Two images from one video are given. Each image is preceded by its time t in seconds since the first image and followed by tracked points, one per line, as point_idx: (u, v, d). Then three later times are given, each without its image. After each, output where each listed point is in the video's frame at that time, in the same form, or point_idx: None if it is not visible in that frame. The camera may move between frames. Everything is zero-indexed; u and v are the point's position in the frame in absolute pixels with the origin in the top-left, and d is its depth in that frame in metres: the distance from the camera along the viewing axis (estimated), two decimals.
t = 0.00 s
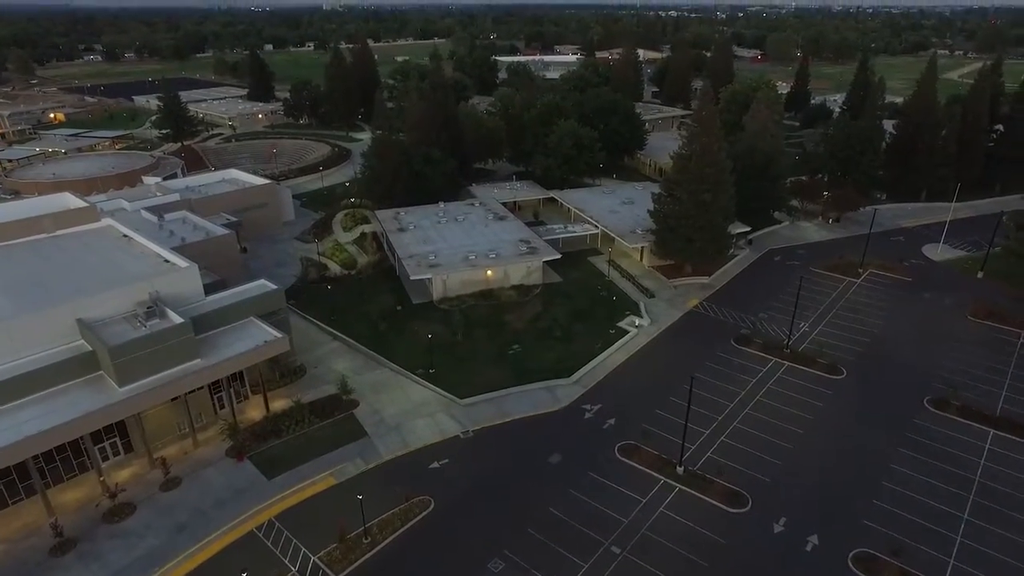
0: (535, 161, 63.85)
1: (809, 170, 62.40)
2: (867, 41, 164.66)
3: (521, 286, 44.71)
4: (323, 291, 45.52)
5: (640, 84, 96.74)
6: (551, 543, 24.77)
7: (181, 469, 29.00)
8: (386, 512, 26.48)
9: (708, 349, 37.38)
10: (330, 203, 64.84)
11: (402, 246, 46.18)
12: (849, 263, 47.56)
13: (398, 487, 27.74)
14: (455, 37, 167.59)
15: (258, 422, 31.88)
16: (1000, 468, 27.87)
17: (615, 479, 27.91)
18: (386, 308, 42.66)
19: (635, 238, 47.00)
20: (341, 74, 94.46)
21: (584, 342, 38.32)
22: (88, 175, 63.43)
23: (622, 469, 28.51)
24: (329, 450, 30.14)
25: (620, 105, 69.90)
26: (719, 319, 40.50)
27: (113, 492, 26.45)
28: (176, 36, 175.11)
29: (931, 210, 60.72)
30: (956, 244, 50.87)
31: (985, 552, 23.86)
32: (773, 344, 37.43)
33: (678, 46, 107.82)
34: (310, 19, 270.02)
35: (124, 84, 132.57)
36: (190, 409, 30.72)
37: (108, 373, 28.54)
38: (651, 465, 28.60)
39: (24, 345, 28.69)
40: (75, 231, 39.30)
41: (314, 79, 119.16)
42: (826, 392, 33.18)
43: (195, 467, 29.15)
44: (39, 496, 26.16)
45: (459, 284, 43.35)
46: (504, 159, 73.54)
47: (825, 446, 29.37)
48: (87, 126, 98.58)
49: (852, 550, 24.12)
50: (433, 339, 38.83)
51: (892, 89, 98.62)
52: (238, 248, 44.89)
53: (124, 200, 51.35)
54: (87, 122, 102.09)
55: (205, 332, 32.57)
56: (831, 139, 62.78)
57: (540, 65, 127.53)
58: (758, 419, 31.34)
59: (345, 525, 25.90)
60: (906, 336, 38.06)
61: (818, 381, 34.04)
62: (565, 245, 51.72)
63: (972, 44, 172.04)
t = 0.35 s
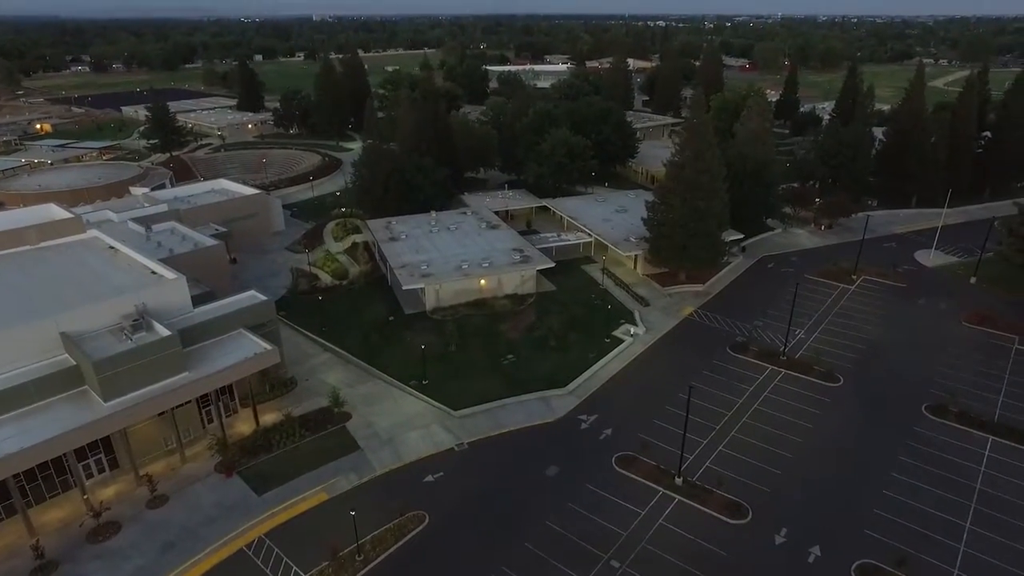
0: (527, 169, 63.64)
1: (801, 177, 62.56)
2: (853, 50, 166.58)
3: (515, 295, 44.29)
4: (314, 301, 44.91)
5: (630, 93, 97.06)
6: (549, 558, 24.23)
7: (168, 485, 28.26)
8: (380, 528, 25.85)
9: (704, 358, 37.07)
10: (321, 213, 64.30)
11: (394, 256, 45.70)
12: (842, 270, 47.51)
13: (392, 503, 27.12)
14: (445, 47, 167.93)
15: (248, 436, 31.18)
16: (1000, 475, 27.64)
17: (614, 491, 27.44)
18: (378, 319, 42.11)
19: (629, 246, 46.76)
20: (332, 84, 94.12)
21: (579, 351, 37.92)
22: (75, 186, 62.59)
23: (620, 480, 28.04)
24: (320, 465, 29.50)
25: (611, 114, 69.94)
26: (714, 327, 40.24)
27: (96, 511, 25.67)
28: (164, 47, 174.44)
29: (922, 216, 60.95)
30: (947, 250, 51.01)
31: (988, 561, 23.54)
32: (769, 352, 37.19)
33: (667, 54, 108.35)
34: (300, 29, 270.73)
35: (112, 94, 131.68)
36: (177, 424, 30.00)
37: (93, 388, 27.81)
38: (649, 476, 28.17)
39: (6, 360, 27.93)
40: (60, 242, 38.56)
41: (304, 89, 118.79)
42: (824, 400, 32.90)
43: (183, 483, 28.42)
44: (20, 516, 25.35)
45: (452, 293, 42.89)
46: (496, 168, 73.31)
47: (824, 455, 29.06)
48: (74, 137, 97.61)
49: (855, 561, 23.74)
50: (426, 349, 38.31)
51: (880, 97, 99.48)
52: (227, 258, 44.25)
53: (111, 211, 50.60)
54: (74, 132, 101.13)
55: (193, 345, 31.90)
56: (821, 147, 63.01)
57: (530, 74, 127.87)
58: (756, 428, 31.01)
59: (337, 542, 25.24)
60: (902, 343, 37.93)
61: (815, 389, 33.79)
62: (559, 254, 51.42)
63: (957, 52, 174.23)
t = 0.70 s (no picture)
0: (527, 178, 63.39)
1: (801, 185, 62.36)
2: (849, 59, 167.38)
3: (515, 304, 43.84)
4: (313, 311, 44.40)
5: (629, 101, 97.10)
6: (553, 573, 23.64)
7: (162, 499, 27.66)
8: (379, 543, 25.25)
9: (707, 367, 36.61)
10: (319, 222, 63.92)
11: (393, 265, 45.28)
12: (845, 278, 47.17)
13: (392, 517, 26.54)
14: (444, 56, 168.26)
15: (245, 448, 30.61)
16: (1011, 487, 27.14)
17: (618, 504, 26.88)
18: (377, 328, 41.64)
19: (630, 255, 46.36)
20: (330, 93, 94.00)
21: (581, 360, 37.43)
22: (71, 195, 62.16)
23: (624, 493, 27.49)
24: (318, 478, 28.91)
25: (610, 122, 69.77)
26: (717, 336, 39.81)
27: (88, 527, 25.05)
28: (163, 57, 174.60)
29: (923, 224, 60.68)
30: (950, 257, 50.72)
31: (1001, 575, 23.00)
32: (773, 361, 36.74)
33: (666, 63, 108.44)
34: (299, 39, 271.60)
35: (110, 104, 131.60)
36: (172, 436, 29.43)
37: (86, 400, 27.26)
38: (654, 488, 27.62)
39: None
40: (55, 251, 38.08)
41: (303, 98, 118.85)
42: (831, 410, 32.41)
43: (177, 497, 27.82)
44: (9, 532, 24.72)
45: (452, 303, 42.43)
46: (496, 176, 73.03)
47: (832, 466, 28.56)
48: (71, 146, 97.26)
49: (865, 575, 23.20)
50: (426, 359, 37.80)
51: (878, 105, 99.59)
52: (224, 267, 43.78)
53: (108, 220, 50.17)
54: (71, 142, 100.84)
55: (189, 355, 31.36)
56: (822, 154, 62.82)
57: (529, 83, 128.01)
58: (762, 439, 30.52)
59: (335, 557, 24.63)
60: (907, 352, 37.49)
61: (821, 399, 33.33)
62: (559, 262, 51.03)
63: (953, 61, 175.06)
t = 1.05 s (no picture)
0: (526, 186, 63.04)
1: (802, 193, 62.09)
2: (847, 67, 168.01)
3: (515, 313, 43.33)
4: (310, 320, 43.82)
5: (627, 109, 97.02)
6: None
7: (155, 515, 26.98)
8: (377, 559, 24.57)
9: (710, 377, 36.09)
10: (318, 230, 63.44)
11: (392, 273, 44.79)
12: (848, 286, 46.75)
13: (390, 532, 25.87)
14: (442, 64, 168.58)
15: (240, 462, 29.97)
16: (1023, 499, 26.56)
17: (622, 518, 26.27)
18: (375, 338, 41.08)
19: (631, 263, 45.91)
20: (328, 101, 93.78)
21: (582, 370, 36.89)
22: (66, 204, 61.61)
23: (628, 507, 26.86)
24: (315, 492, 28.26)
25: (610, 130, 69.56)
26: (720, 345, 39.32)
27: (77, 544, 24.35)
28: (161, 66, 174.63)
29: (925, 231, 60.35)
30: (953, 265, 50.36)
31: None
32: (777, 371, 36.23)
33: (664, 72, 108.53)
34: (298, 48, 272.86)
35: (108, 113, 131.23)
36: (166, 449, 28.79)
37: (77, 413, 26.64)
38: (659, 501, 27.00)
39: None
40: (48, 261, 37.51)
41: (301, 107, 118.70)
42: (837, 421, 31.87)
43: (171, 512, 27.13)
44: None
45: (452, 312, 41.89)
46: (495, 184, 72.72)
47: (840, 478, 28.00)
48: (68, 155, 96.78)
49: None
50: (425, 369, 37.23)
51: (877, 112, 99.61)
52: (221, 277, 43.24)
53: (103, 229, 49.64)
54: (68, 151, 100.41)
55: (183, 367, 30.77)
56: (822, 162, 62.59)
57: (527, 91, 128.02)
58: (768, 450, 29.98)
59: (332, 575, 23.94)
60: (913, 361, 37.01)
61: (827, 409, 32.80)
62: (559, 271, 50.57)
63: (949, 69, 175.85)
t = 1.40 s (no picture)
0: (522, 194, 62.67)
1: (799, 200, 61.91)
2: (840, 76, 169.17)
3: (513, 322, 42.78)
4: (304, 331, 43.15)
5: (622, 117, 96.98)
6: None
7: (144, 533, 26.19)
8: None
9: (711, 387, 35.56)
10: (312, 239, 62.83)
11: (387, 283, 44.21)
12: (847, 293, 46.43)
13: (387, 549, 25.16)
14: (437, 73, 168.95)
15: (231, 476, 29.21)
16: None
17: (625, 533, 25.63)
18: (371, 348, 40.40)
19: (629, 271, 45.47)
20: (322, 109, 93.33)
21: (581, 381, 36.32)
22: (57, 214, 60.80)
23: (631, 521, 26.24)
24: (309, 507, 27.52)
25: (606, 138, 69.34)
26: (721, 354, 38.84)
27: (62, 564, 23.55)
28: (155, 76, 174.13)
29: (922, 238, 60.20)
30: (952, 271, 50.14)
31: None
32: (779, 380, 35.74)
33: (658, 80, 108.70)
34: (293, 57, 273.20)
35: (101, 122, 130.47)
36: (155, 465, 28.03)
37: (63, 428, 25.90)
38: (662, 515, 26.39)
39: None
40: (36, 272, 36.75)
41: (295, 116, 118.36)
42: (841, 431, 31.37)
43: (160, 530, 26.36)
44: None
45: (448, 322, 41.31)
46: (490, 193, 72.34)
47: (846, 490, 27.48)
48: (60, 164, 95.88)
49: None
50: (422, 381, 36.59)
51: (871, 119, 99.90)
52: (214, 287, 42.56)
53: (94, 238, 48.89)
54: (60, 160, 99.57)
55: (174, 380, 30.06)
56: (819, 169, 62.47)
57: (522, 99, 128.05)
58: (772, 462, 29.43)
59: None
60: (915, 369, 36.61)
61: (830, 419, 32.30)
62: (556, 279, 50.08)
63: (940, 77, 177.26)
